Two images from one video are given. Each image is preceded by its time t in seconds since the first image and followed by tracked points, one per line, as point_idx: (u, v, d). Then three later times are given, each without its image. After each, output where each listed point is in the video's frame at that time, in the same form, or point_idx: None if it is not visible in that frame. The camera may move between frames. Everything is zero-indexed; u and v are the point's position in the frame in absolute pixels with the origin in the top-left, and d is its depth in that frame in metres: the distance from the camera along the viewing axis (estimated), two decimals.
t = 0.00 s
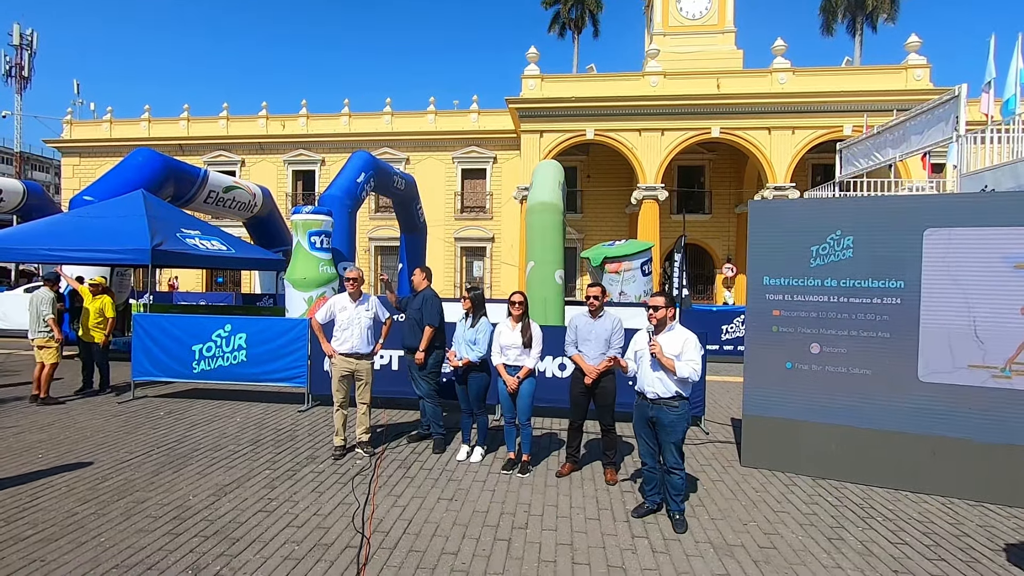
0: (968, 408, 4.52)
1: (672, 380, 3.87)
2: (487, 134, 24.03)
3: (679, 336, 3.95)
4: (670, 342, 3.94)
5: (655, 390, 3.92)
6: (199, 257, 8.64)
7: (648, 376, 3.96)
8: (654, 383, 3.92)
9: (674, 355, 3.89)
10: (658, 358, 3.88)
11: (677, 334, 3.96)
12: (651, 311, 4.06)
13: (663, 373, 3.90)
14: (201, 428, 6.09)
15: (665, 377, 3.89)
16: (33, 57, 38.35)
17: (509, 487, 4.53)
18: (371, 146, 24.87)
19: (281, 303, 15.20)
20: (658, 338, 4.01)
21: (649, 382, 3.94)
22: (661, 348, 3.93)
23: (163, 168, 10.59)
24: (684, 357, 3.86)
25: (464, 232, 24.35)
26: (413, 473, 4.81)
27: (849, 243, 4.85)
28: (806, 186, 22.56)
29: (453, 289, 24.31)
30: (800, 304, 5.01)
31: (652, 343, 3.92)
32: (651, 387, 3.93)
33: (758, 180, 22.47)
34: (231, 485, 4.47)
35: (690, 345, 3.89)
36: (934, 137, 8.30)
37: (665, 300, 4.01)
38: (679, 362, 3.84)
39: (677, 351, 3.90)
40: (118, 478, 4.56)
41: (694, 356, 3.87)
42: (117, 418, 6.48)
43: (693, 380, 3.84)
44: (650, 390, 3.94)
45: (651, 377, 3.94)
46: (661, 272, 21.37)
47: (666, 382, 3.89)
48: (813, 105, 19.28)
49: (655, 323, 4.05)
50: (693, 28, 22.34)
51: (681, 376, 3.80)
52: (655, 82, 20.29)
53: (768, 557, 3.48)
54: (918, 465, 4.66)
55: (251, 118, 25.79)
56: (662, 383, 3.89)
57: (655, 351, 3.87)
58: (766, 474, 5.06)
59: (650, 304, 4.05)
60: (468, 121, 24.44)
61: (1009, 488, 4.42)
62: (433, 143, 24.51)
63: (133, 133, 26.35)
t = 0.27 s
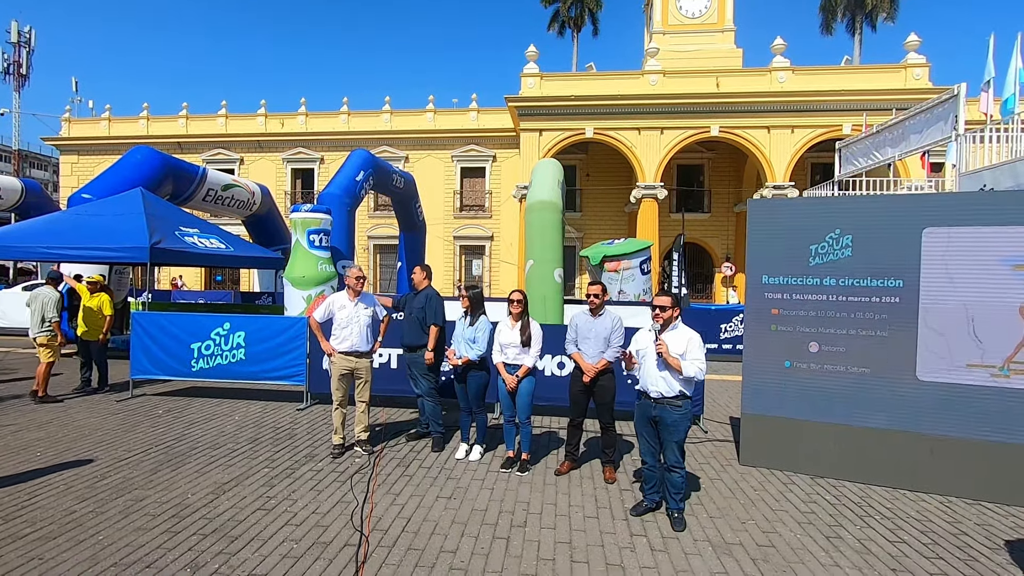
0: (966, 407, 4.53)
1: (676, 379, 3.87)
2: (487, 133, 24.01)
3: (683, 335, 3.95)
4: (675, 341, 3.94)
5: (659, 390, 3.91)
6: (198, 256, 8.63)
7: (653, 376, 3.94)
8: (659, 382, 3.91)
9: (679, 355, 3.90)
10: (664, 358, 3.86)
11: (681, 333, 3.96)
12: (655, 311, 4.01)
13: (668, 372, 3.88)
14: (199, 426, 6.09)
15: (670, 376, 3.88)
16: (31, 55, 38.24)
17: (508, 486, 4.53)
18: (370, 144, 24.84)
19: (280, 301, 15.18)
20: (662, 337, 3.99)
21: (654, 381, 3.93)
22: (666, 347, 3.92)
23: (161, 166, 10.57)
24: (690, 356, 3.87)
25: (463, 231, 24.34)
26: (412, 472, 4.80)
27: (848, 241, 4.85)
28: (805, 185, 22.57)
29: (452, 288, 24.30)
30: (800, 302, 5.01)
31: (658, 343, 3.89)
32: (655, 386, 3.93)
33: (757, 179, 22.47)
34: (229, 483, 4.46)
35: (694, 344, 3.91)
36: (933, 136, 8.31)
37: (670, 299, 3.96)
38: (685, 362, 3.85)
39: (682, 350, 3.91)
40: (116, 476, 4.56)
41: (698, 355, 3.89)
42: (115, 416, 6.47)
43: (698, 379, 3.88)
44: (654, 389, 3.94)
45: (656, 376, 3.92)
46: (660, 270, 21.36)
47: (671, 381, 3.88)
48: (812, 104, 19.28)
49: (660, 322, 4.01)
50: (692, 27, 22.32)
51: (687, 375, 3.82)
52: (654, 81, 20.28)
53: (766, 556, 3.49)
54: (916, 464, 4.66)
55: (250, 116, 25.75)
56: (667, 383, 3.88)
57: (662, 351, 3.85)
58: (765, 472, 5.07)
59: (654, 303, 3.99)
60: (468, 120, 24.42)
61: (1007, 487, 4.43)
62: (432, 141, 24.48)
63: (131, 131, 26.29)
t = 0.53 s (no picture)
0: (964, 405, 4.54)
1: (681, 378, 3.86)
2: (486, 131, 23.99)
3: (688, 334, 3.95)
4: (681, 340, 3.93)
5: (664, 389, 3.88)
6: (197, 254, 8.62)
7: (658, 374, 3.91)
8: (663, 381, 3.88)
9: (684, 353, 3.89)
10: (670, 358, 3.84)
11: (686, 332, 3.96)
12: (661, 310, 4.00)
13: (674, 371, 3.87)
14: (198, 424, 6.08)
15: (675, 375, 3.86)
16: (30, 53, 38.14)
17: (507, 484, 4.53)
18: (369, 142, 24.82)
19: (279, 300, 15.18)
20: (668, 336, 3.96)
21: (658, 381, 3.89)
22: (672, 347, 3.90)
23: (160, 165, 10.56)
24: (695, 355, 3.88)
25: (462, 230, 24.33)
26: (411, 470, 4.81)
27: (847, 240, 4.85)
28: (805, 183, 22.57)
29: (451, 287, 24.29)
30: (799, 301, 5.01)
31: (665, 343, 3.86)
32: (659, 385, 3.89)
33: (757, 177, 22.47)
34: (229, 482, 4.46)
35: (699, 344, 3.91)
36: (932, 134, 8.31)
37: (676, 298, 3.98)
38: (691, 361, 3.84)
39: (687, 349, 3.91)
40: (115, 475, 4.55)
41: (703, 354, 3.89)
42: (114, 415, 6.46)
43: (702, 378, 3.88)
44: (659, 388, 3.91)
45: (661, 376, 3.89)
46: (659, 269, 21.33)
47: (676, 380, 3.86)
48: (812, 103, 19.27)
49: (666, 322, 4.00)
50: (692, 25, 22.31)
51: (693, 374, 3.82)
52: (653, 79, 20.27)
53: (765, 554, 3.49)
54: (915, 463, 4.67)
55: (249, 115, 25.71)
56: (672, 382, 3.86)
57: (669, 350, 3.83)
58: (764, 471, 5.08)
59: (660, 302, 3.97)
60: (467, 118, 24.39)
61: (1006, 485, 4.43)
62: (431, 140, 24.45)
63: (130, 130, 26.25)
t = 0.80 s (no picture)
0: (962, 403, 4.55)
1: (686, 378, 3.88)
2: (485, 130, 23.98)
3: (693, 334, 3.95)
4: (686, 340, 3.93)
5: (669, 390, 3.88)
6: (195, 254, 8.61)
7: (663, 375, 3.90)
8: (668, 382, 3.87)
9: (689, 353, 3.90)
10: (677, 359, 3.83)
11: (691, 332, 3.96)
12: (667, 309, 3.96)
13: (679, 372, 3.87)
14: (197, 424, 6.08)
15: (680, 375, 3.87)
16: (28, 53, 38.09)
17: (506, 483, 4.54)
18: (368, 142, 24.80)
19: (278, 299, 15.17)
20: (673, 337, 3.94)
21: (664, 381, 3.88)
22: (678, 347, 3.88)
23: (159, 164, 10.55)
24: (700, 355, 3.90)
25: (461, 229, 24.33)
26: (410, 469, 4.81)
27: (846, 239, 4.86)
28: (803, 182, 22.58)
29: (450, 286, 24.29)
30: (798, 300, 5.02)
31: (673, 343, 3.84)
32: (664, 385, 3.89)
33: (756, 176, 22.47)
34: (228, 481, 4.46)
35: (704, 344, 3.92)
36: (931, 133, 8.32)
37: (682, 299, 3.94)
38: (697, 362, 3.86)
39: (692, 349, 3.91)
40: (114, 475, 4.55)
41: (708, 355, 3.92)
42: (113, 414, 6.46)
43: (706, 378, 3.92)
44: (663, 388, 3.90)
45: (667, 376, 3.88)
46: (658, 268, 21.34)
47: (681, 381, 3.87)
48: (811, 101, 19.28)
49: (671, 321, 3.98)
50: (691, 24, 22.30)
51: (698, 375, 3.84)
52: (652, 78, 20.26)
53: (764, 552, 3.49)
54: (914, 461, 4.67)
55: (248, 114, 25.69)
56: (677, 383, 3.86)
57: (676, 351, 3.81)
58: (763, 469, 5.08)
59: (665, 301, 3.94)
60: (466, 117, 24.38)
61: (1005, 484, 4.43)
62: (430, 139, 24.44)
63: (128, 129, 26.22)
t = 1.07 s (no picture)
0: (961, 401, 4.55)
1: (691, 378, 3.88)
2: (484, 130, 23.97)
3: (698, 334, 3.94)
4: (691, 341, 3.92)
5: (674, 390, 3.88)
6: (194, 254, 8.60)
7: (669, 375, 3.89)
8: (674, 382, 3.87)
9: (694, 354, 3.90)
10: (683, 359, 3.82)
11: (696, 332, 3.95)
12: (672, 309, 3.94)
13: (685, 373, 3.87)
14: (197, 424, 6.08)
15: (685, 376, 3.87)
16: (27, 52, 38.02)
17: (505, 482, 4.54)
18: (367, 141, 24.78)
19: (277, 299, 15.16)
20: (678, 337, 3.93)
21: (669, 382, 3.88)
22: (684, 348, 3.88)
23: (157, 164, 10.54)
24: (705, 355, 3.89)
25: (461, 228, 24.33)
26: (409, 469, 4.81)
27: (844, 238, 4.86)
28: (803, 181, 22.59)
29: (450, 286, 24.28)
30: (796, 299, 5.02)
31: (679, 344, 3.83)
32: (670, 385, 3.88)
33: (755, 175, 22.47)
34: (228, 481, 4.46)
35: (709, 345, 3.91)
36: (930, 131, 8.32)
37: (687, 299, 3.91)
38: (702, 362, 3.86)
39: (697, 349, 3.91)
40: (113, 475, 4.55)
41: (713, 355, 3.91)
42: (112, 414, 6.46)
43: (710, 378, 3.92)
44: (668, 388, 3.90)
45: (672, 377, 3.88)
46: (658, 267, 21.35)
47: (686, 381, 3.87)
48: (810, 100, 19.28)
49: (677, 321, 3.96)
50: (690, 23, 22.29)
51: (703, 375, 3.85)
52: (651, 77, 20.26)
53: (763, 551, 3.50)
54: (913, 460, 4.68)
55: (247, 114, 25.67)
56: (682, 383, 3.87)
57: (682, 352, 3.81)
58: (762, 468, 5.09)
59: (671, 301, 3.92)
60: (465, 117, 24.36)
61: (1003, 482, 4.44)
62: (429, 138, 24.42)
63: (127, 129, 26.19)
